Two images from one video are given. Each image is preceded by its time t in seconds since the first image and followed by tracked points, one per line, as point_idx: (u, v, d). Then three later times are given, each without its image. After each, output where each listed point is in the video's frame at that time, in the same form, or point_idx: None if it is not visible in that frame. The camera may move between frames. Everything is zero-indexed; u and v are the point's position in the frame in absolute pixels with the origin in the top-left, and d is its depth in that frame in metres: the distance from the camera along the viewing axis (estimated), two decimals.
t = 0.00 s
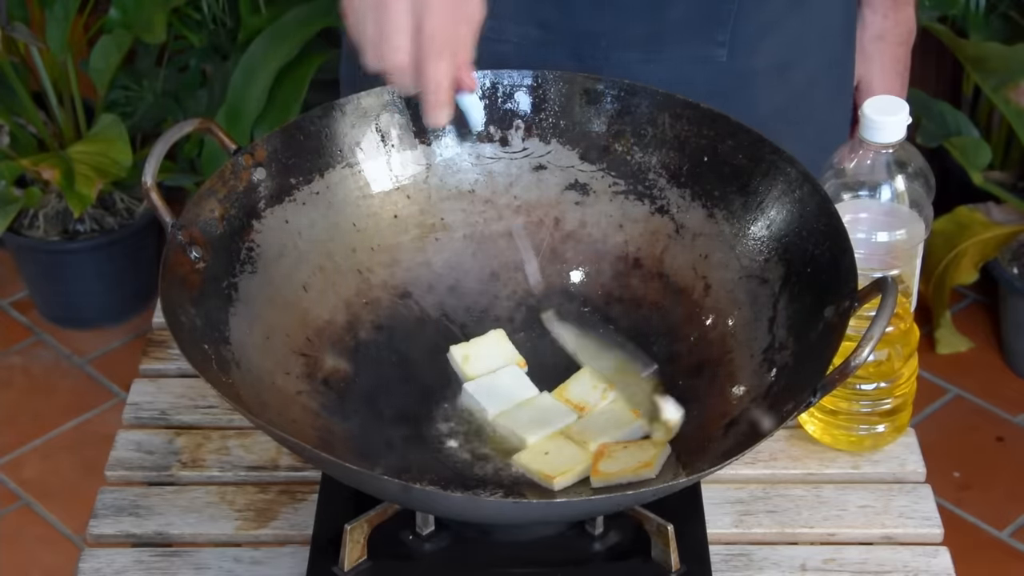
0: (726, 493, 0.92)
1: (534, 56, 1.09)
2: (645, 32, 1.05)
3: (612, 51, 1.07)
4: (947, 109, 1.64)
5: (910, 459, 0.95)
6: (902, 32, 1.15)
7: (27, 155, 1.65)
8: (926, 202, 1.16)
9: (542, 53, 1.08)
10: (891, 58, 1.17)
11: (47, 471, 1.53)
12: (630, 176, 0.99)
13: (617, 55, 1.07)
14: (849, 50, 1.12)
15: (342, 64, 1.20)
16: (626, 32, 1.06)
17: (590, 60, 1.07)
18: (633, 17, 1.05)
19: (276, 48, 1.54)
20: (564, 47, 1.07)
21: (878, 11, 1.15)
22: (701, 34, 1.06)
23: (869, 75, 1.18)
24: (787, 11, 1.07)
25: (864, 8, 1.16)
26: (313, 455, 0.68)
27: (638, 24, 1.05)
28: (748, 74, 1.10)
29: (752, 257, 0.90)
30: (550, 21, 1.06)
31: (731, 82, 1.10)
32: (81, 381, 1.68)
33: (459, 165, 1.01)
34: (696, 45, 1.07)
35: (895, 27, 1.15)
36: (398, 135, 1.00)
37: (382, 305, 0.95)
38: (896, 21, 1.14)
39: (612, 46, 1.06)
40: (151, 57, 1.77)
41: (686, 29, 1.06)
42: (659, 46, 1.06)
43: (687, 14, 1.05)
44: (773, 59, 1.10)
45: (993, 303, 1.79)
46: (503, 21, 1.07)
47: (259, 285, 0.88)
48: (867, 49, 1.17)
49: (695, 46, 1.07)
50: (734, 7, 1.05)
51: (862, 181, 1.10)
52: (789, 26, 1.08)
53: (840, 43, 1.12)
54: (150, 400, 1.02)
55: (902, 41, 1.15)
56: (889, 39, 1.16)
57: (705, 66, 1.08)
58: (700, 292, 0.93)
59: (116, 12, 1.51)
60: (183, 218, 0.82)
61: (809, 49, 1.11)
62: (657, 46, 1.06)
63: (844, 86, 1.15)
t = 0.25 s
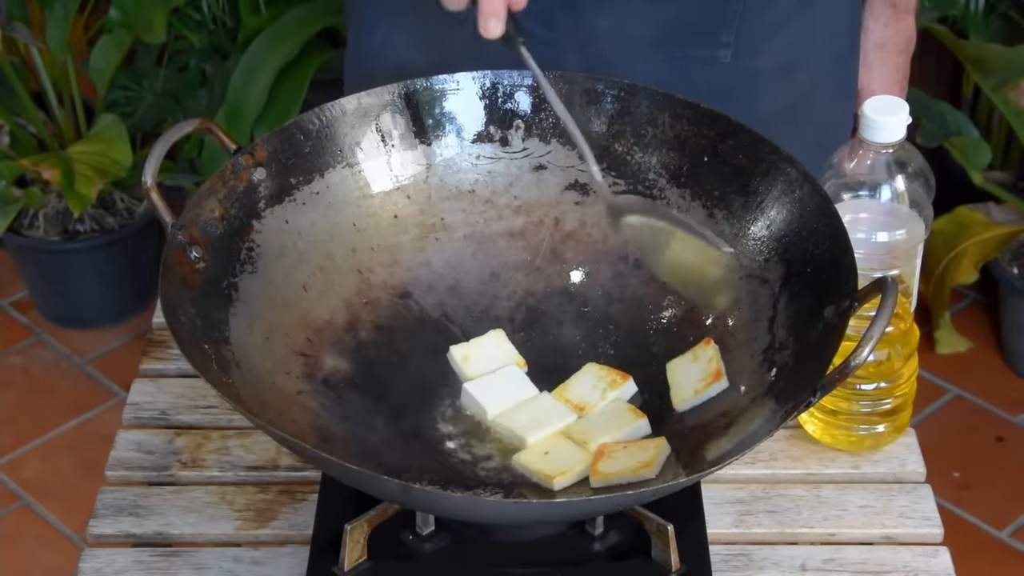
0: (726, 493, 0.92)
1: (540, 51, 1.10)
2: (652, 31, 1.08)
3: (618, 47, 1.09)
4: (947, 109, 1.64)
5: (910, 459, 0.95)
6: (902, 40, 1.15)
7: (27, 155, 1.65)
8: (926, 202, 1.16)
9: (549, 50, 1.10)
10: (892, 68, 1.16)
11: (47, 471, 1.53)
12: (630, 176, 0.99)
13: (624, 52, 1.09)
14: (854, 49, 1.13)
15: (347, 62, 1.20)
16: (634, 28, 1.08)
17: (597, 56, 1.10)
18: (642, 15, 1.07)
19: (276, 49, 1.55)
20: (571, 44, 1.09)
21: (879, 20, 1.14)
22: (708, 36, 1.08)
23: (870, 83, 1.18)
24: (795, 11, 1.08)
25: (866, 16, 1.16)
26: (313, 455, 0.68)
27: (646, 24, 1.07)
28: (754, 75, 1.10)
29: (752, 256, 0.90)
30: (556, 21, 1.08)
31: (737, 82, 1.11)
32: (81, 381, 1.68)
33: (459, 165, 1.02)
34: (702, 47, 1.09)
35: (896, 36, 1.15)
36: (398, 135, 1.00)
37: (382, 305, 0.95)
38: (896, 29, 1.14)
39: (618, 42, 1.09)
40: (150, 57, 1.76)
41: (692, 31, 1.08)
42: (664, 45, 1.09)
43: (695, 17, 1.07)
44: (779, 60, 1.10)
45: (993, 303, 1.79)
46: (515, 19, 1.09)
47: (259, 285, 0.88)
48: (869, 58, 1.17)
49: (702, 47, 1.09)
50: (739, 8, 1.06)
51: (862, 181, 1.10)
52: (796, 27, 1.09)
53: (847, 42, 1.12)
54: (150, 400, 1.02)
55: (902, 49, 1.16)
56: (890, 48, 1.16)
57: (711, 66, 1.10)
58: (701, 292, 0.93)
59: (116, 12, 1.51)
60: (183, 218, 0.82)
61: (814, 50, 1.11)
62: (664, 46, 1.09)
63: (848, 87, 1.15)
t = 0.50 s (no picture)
0: (726, 493, 0.92)
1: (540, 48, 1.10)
2: (655, 28, 1.08)
3: (620, 45, 1.09)
4: (947, 109, 1.64)
5: (910, 459, 0.95)
6: (908, 42, 1.14)
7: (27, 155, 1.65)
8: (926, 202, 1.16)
9: (549, 45, 1.10)
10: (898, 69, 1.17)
11: (47, 471, 1.53)
12: (630, 176, 0.99)
13: (625, 50, 1.09)
14: (858, 51, 1.12)
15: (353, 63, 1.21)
16: (636, 26, 1.08)
17: (598, 53, 1.09)
18: (645, 12, 1.07)
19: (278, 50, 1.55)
20: (572, 41, 1.09)
21: (886, 21, 1.15)
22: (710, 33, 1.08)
23: (876, 83, 1.19)
24: (797, 12, 1.08)
25: (873, 17, 1.16)
26: (313, 455, 0.68)
27: (647, 20, 1.08)
28: (756, 75, 1.11)
29: (752, 256, 0.90)
30: (558, 14, 1.08)
31: (739, 80, 1.11)
32: (81, 381, 1.68)
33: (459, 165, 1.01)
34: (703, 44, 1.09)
35: (902, 38, 1.15)
36: (398, 136, 1.01)
37: (382, 305, 0.95)
38: (903, 31, 1.14)
39: (619, 40, 1.08)
40: (150, 57, 1.76)
41: (693, 29, 1.08)
42: (666, 43, 1.09)
43: (696, 14, 1.07)
44: (780, 60, 1.11)
45: (993, 303, 1.79)
46: (518, 14, 1.09)
47: (259, 285, 0.88)
48: (875, 59, 1.18)
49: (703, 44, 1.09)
50: (741, 6, 1.06)
51: (862, 182, 1.10)
52: (797, 28, 1.09)
53: (849, 46, 1.11)
54: (150, 400, 1.02)
55: (908, 51, 1.15)
56: (897, 49, 1.16)
57: (711, 64, 1.10)
58: (700, 292, 0.93)
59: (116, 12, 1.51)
60: (183, 218, 0.82)
61: (816, 51, 1.11)
62: (667, 44, 1.09)
63: (853, 88, 1.15)
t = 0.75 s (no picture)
0: (726, 494, 0.92)
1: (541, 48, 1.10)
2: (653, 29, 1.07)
3: (619, 44, 1.08)
4: (947, 109, 1.64)
5: (910, 459, 0.95)
6: (908, 35, 1.15)
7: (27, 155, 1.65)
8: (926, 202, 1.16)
9: (549, 46, 1.10)
10: (897, 63, 1.17)
11: (47, 471, 1.53)
12: (630, 176, 0.99)
13: (624, 50, 1.09)
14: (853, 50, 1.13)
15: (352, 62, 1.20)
16: (634, 26, 1.07)
17: (598, 53, 1.09)
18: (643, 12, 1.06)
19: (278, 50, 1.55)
20: (572, 41, 1.09)
21: (884, 14, 1.15)
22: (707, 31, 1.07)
23: (876, 78, 1.19)
24: (794, 10, 1.08)
25: (873, 11, 1.16)
26: (313, 455, 0.68)
27: (646, 20, 1.07)
28: (754, 72, 1.10)
29: (752, 256, 0.90)
30: (558, 16, 1.07)
31: (736, 79, 1.11)
32: (81, 381, 1.68)
33: (459, 165, 1.01)
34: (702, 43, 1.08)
35: (901, 31, 1.16)
36: (399, 136, 1.00)
37: (382, 305, 0.95)
38: (902, 24, 1.15)
39: (618, 40, 1.08)
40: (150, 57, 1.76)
41: (690, 27, 1.07)
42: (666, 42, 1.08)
43: (691, 11, 1.06)
44: (779, 56, 1.10)
45: (993, 303, 1.79)
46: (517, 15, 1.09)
47: (259, 285, 0.88)
48: (874, 52, 1.18)
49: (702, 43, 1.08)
50: (738, 5, 1.05)
51: (862, 182, 1.10)
52: (797, 23, 1.09)
53: (845, 44, 1.12)
54: (150, 400, 1.02)
55: (908, 44, 1.16)
56: (896, 42, 1.16)
57: (710, 64, 1.09)
58: (700, 292, 0.93)
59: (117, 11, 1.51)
60: (183, 218, 0.82)
61: (814, 48, 1.11)
62: (666, 44, 1.08)
63: (849, 84, 1.15)
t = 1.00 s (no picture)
0: (726, 493, 0.92)
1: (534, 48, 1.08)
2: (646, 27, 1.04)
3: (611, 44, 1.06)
4: (948, 109, 1.64)
5: (909, 459, 0.95)
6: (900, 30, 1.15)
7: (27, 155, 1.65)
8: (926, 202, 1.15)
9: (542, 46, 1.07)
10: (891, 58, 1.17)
11: (47, 471, 1.53)
12: (629, 175, 0.99)
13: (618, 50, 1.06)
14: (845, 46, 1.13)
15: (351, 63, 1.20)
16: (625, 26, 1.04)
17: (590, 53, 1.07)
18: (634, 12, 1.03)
19: (278, 49, 1.54)
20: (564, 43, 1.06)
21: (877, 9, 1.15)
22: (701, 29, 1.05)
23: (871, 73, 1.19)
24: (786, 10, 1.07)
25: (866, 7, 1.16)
26: (313, 455, 0.68)
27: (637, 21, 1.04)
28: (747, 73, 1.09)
29: (752, 255, 0.90)
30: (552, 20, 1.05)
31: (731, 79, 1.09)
32: (81, 381, 1.68)
33: (458, 165, 1.01)
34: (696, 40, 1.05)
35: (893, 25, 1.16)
36: (398, 136, 1.00)
37: (381, 305, 0.95)
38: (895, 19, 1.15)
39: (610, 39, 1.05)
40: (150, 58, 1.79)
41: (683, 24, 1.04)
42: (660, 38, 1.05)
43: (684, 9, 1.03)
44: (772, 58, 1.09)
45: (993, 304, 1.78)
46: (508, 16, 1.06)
47: (259, 286, 0.88)
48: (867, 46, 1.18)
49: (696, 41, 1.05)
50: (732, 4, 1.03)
51: (861, 181, 1.10)
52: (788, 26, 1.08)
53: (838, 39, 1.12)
54: (150, 400, 1.02)
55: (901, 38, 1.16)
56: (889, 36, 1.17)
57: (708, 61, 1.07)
58: (700, 292, 0.93)
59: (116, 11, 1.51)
60: (183, 219, 0.82)
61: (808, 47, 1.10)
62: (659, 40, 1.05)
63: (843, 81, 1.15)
